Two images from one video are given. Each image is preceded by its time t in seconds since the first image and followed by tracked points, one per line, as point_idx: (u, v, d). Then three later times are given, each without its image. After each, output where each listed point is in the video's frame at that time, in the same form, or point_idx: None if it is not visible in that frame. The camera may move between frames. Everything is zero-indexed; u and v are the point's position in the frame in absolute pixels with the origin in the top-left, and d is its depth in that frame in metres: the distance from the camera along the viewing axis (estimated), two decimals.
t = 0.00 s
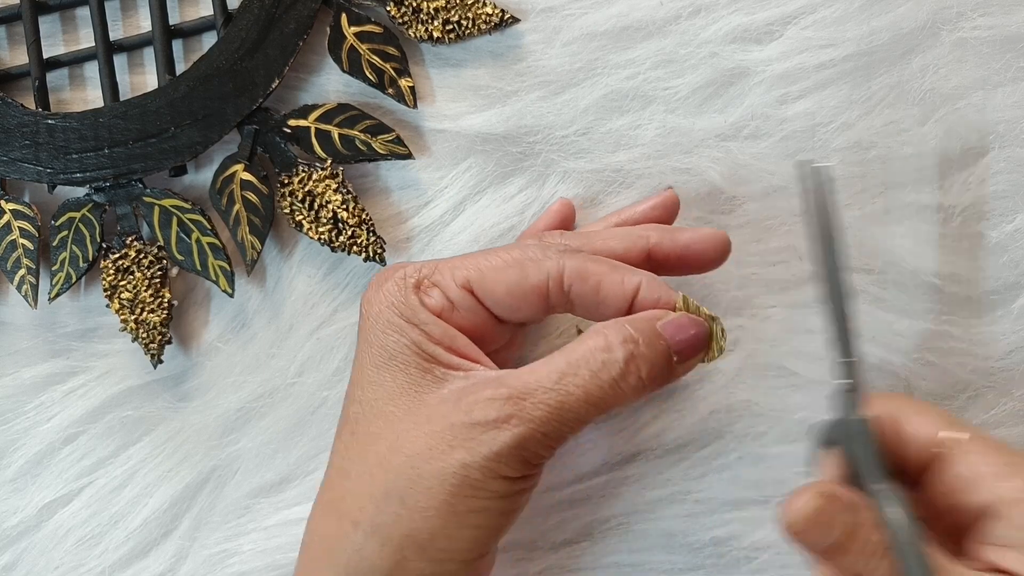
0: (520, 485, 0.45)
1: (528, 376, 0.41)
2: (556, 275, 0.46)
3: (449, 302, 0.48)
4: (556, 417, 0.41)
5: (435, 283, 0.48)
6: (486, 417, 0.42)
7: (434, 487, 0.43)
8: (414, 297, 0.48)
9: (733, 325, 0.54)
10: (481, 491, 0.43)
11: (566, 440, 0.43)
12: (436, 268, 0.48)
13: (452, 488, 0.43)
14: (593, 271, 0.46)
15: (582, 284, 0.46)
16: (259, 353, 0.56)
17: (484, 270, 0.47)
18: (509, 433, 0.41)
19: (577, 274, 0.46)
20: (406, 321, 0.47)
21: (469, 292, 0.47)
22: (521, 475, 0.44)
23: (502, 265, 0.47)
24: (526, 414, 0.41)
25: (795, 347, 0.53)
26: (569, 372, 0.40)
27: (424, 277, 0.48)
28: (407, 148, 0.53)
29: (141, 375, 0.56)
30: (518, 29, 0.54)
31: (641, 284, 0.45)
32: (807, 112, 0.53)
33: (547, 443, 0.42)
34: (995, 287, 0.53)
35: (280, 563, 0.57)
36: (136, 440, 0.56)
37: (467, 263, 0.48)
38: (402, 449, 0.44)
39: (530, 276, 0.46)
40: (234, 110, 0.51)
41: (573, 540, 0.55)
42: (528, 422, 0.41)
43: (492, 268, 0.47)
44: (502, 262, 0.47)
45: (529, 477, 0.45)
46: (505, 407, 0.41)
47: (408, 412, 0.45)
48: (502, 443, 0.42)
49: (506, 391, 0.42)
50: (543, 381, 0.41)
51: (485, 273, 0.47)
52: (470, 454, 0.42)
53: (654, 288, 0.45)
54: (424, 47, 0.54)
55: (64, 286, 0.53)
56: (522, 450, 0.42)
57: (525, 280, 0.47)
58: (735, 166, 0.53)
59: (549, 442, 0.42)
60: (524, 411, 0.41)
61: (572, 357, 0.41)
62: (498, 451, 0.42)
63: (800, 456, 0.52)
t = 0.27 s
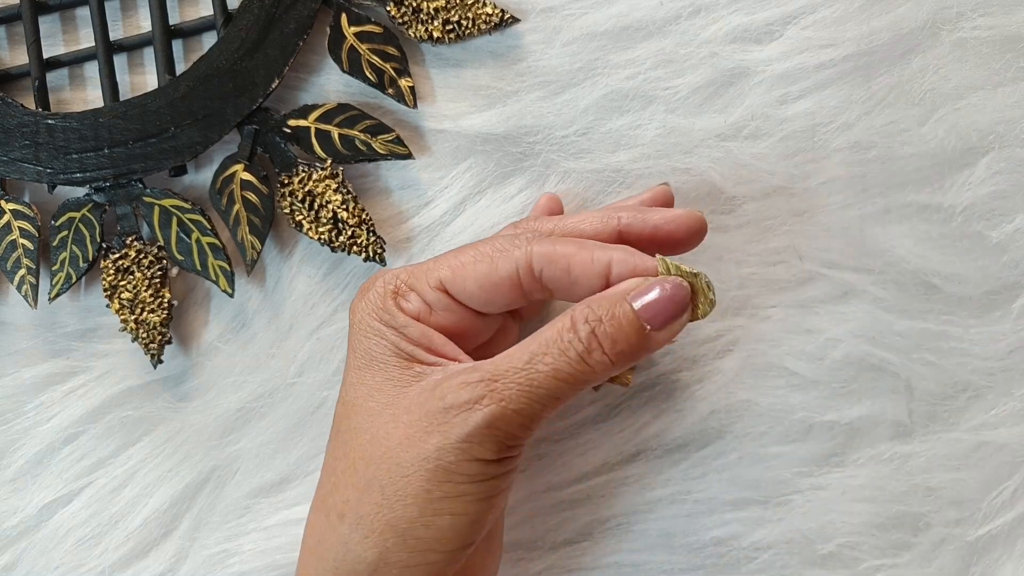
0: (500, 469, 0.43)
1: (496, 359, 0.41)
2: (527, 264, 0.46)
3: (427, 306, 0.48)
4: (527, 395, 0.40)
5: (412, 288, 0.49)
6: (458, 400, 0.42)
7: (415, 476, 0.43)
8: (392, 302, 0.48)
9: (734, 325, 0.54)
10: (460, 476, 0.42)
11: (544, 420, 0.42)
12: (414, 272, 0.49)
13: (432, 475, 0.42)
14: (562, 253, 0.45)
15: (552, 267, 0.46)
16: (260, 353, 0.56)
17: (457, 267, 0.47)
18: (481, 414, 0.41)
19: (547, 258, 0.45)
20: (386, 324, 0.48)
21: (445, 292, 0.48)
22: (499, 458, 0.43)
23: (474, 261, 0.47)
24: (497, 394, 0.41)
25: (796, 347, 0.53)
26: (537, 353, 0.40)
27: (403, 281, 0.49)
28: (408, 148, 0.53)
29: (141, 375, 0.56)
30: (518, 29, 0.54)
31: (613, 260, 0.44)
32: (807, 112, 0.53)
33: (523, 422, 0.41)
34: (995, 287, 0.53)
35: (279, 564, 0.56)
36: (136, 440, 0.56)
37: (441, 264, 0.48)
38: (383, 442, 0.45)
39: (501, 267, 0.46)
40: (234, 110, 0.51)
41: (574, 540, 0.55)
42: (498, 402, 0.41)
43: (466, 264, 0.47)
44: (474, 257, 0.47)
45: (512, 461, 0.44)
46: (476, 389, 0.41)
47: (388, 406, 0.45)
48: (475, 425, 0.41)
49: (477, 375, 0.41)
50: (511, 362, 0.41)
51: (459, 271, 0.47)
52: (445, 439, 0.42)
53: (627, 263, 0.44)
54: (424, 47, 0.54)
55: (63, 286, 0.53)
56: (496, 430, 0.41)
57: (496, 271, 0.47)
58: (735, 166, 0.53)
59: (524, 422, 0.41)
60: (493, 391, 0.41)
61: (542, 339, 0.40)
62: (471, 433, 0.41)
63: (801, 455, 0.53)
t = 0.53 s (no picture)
0: (483, 461, 0.43)
1: (476, 352, 0.41)
2: (509, 261, 0.46)
3: (414, 309, 0.48)
4: (506, 386, 0.40)
5: (399, 291, 0.49)
6: (440, 393, 0.42)
7: (401, 470, 0.43)
8: (379, 305, 0.49)
9: (734, 325, 0.53)
10: (444, 469, 0.42)
11: (527, 412, 0.41)
12: (401, 276, 0.49)
13: (418, 468, 0.42)
14: (543, 248, 0.45)
15: (534, 263, 0.45)
16: (259, 353, 0.56)
17: (441, 268, 0.48)
18: (461, 405, 0.41)
19: (527, 254, 0.45)
20: (374, 326, 0.48)
21: (431, 293, 0.48)
22: (481, 450, 0.43)
23: (457, 261, 0.47)
24: (477, 385, 0.40)
25: (797, 347, 0.53)
26: (516, 344, 0.40)
27: (391, 284, 0.49)
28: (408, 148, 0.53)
29: (141, 375, 0.56)
30: (518, 29, 0.54)
31: (596, 253, 0.43)
32: (807, 112, 0.53)
33: (504, 413, 0.41)
34: (995, 287, 0.53)
35: (279, 564, 0.56)
36: (136, 440, 0.56)
37: (426, 267, 0.48)
38: (370, 438, 0.45)
39: (484, 265, 0.46)
40: (234, 110, 0.51)
41: (574, 540, 0.55)
42: (478, 393, 0.40)
43: (449, 264, 0.47)
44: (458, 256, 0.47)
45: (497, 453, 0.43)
46: (456, 381, 0.41)
47: (374, 403, 0.46)
48: (456, 416, 0.41)
49: (458, 367, 0.41)
50: (490, 354, 0.40)
51: (443, 271, 0.47)
52: (428, 432, 0.42)
53: (609, 253, 0.43)
54: (424, 47, 0.54)
55: (63, 286, 0.53)
56: (476, 421, 0.41)
57: (479, 270, 0.46)
58: (735, 166, 0.53)
59: (506, 413, 0.41)
60: (473, 383, 0.40)
61: (521, 330, 0.40)
62: (452, 425, 0.41)
63: (802, 455, 0.53)
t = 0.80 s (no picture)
0: (520, 466, 0.43)
1: (504, 359, 0.41)
2: (523, 269, 0.45)
3: (430, 321, 0.48)
4: (540, 389, 0.40)
5: (412, 305, 0.48)
6: (472, 402, 0.41)
7: (439, 481, 0.42)
8: (395, 320, 0.48)
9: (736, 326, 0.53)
10: (482, 477, 0.42)
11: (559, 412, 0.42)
12: (412, 289, 0.49)
13: (456, 478, 0.42)
14: (558, 254, 0.44)
15: (549, 270, 0.45)
16: (259, 354, 0.56)
17: (455, 279, 0.47)
18: (497, 412, 0.41)
19: (542, 262, 0.45)
20: (391, 341, 0.48)
21: (446, 305, 0.48)
22: (517, 455, 0.43)
23: (470, 271, 0.47)
24: (511, 392, 0.40)
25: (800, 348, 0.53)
26: (546, 350, 0.40)
27: (404, 297, 0.49)
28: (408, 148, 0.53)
29: (141, 376, 0.56)
30: (519, 28, 0.53)
31: (610, 254, 0.43)
32: (809, 112, 0.53)
33: (538, 416, 0.41)
34: (1000, 287, 0.53)
35: (279, 565, 0.56)
36: (136, 441, 0.56)
37: (438, 278, 0.48)
38: (400, 452, 0.44)
39: (498, 274, 0.46)
40: (234, 110, 0.51)
41: (575, 542, 0.54)
42: (512, 399, 0.40)
43: (462, 275, 0.47)
44: (469, 267, 0.47)
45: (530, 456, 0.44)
46: (489, 390, 0.41)
47: (401, 417, 0.45)
48: (491, 423, 0.41)
49: (488, 375, 0.41)
50: (519, 360, 0.41)
51: (457, 281, 0.47)
52: (463, 441, 0.42)
53: (624, 251, 0.43)
54: (425, 46, 0.54)
55: (63, 287, 0.52)
56: (512, 426, 0.41)
57: (493, 280, 0.46)
58: (738, 166, 0.53)
59: (539, 416, 0.41)
60: (506, 390, 0.41)
61: (547, 335, 0.40)
62: (488, 432, 0.41)
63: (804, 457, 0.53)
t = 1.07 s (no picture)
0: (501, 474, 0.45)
1: (487, 359, 0.42)
2: (524, 255, 0.47)
3: (426, 308, 0.49)
4: (517, 389, 0.42)
5: (409, 291, 0.49)
6: (453, 403, 0.43)
7: (420, 483, 0.43)
8: (390, 305, 0.48)
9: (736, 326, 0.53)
10: (463, 476, 0.43)
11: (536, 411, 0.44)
12: (411, 274, 0.49)
13: (436, 478, 0.43)
14: (557, 241, 0.46)
15: (548, 258, 0.47)
16: (259, 354, 0.56)
17: (457, 265, 0.48)
18: (475, 413, 0.42)
19: (543, 247, 0.47)
20: (382, 331, 0.48)
21: (447, 291, 0.49)
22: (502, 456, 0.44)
23: (473, 256, 0.48)
24: (487, 392, 0.42)
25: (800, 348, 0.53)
26: (521, 346, 0.42)
27: (400, 286, 0.49)
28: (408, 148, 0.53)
29: (141, 376, 0.56)
30: (519, 28, 0.53)
31: (607, 243, 0.46)
32: (810, 112, 0.53)
33: (518, 416, 0.43)
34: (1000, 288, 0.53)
35: (280, 565, 0.56)
36: (135, 441, 0.56)
37: (440, 264, 0.49)
38: (387, 452, 0.44)
39: (498, 261, 0.48)
40: (234, 110, 0.51)
41: (575, 542, 0.54)
42: (491, 400, 0.42)
43: (462, 261, 0.48)
44: (471, 252, 0.48)
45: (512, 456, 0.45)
46: (466, 391, 0.43)
47: (387, 417, 0.45)
48: (470, 424, 0.42)
49: (467, 377, 0.43)
50: (498, 359, 0.42)
51: (457, 269, 0.48)
52: (445, 442, 0.43)
53: (620, 240, 0.46)
54: (425, 46, 0.54)
55: (63, 287, 0.52)
56: (494, 426, 0.42)
57: (493, 266, 0.48)
58: (738, 166, 0.53)
59: (519, 417, 0.43)
60: (484, 390, 0.42)
61: (526, 331, 0.42)
62: (469, 432, 0.42)
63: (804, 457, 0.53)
